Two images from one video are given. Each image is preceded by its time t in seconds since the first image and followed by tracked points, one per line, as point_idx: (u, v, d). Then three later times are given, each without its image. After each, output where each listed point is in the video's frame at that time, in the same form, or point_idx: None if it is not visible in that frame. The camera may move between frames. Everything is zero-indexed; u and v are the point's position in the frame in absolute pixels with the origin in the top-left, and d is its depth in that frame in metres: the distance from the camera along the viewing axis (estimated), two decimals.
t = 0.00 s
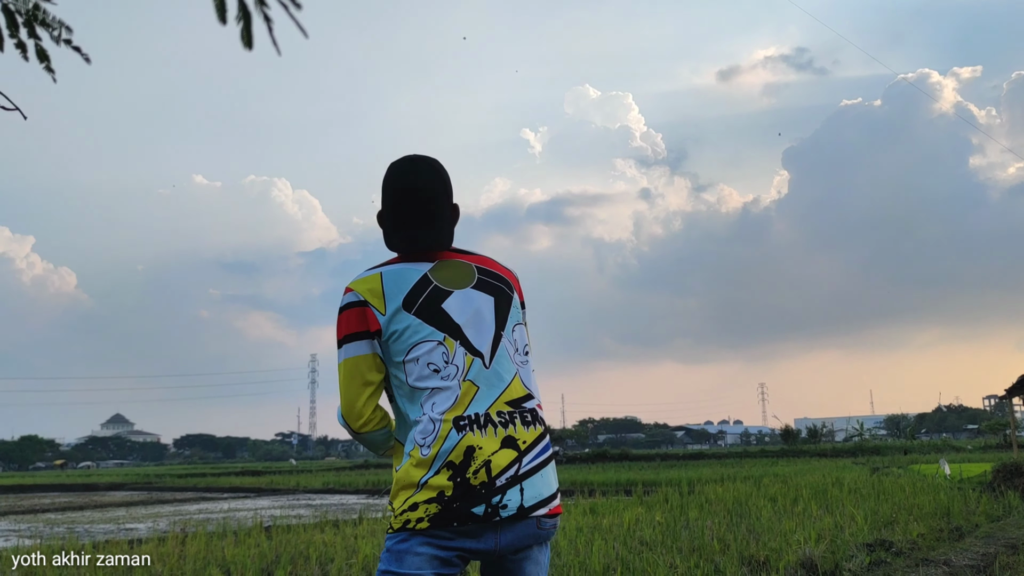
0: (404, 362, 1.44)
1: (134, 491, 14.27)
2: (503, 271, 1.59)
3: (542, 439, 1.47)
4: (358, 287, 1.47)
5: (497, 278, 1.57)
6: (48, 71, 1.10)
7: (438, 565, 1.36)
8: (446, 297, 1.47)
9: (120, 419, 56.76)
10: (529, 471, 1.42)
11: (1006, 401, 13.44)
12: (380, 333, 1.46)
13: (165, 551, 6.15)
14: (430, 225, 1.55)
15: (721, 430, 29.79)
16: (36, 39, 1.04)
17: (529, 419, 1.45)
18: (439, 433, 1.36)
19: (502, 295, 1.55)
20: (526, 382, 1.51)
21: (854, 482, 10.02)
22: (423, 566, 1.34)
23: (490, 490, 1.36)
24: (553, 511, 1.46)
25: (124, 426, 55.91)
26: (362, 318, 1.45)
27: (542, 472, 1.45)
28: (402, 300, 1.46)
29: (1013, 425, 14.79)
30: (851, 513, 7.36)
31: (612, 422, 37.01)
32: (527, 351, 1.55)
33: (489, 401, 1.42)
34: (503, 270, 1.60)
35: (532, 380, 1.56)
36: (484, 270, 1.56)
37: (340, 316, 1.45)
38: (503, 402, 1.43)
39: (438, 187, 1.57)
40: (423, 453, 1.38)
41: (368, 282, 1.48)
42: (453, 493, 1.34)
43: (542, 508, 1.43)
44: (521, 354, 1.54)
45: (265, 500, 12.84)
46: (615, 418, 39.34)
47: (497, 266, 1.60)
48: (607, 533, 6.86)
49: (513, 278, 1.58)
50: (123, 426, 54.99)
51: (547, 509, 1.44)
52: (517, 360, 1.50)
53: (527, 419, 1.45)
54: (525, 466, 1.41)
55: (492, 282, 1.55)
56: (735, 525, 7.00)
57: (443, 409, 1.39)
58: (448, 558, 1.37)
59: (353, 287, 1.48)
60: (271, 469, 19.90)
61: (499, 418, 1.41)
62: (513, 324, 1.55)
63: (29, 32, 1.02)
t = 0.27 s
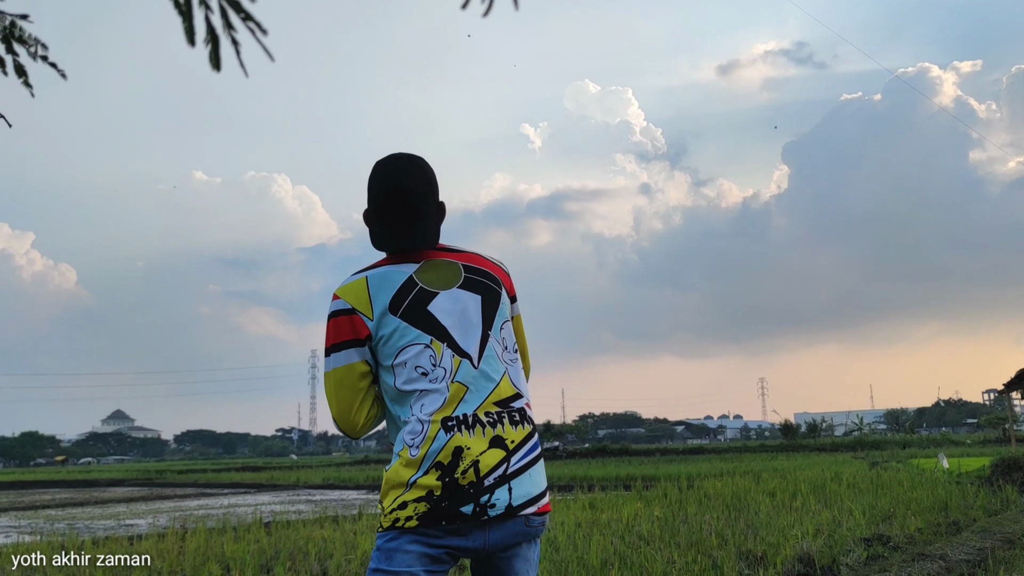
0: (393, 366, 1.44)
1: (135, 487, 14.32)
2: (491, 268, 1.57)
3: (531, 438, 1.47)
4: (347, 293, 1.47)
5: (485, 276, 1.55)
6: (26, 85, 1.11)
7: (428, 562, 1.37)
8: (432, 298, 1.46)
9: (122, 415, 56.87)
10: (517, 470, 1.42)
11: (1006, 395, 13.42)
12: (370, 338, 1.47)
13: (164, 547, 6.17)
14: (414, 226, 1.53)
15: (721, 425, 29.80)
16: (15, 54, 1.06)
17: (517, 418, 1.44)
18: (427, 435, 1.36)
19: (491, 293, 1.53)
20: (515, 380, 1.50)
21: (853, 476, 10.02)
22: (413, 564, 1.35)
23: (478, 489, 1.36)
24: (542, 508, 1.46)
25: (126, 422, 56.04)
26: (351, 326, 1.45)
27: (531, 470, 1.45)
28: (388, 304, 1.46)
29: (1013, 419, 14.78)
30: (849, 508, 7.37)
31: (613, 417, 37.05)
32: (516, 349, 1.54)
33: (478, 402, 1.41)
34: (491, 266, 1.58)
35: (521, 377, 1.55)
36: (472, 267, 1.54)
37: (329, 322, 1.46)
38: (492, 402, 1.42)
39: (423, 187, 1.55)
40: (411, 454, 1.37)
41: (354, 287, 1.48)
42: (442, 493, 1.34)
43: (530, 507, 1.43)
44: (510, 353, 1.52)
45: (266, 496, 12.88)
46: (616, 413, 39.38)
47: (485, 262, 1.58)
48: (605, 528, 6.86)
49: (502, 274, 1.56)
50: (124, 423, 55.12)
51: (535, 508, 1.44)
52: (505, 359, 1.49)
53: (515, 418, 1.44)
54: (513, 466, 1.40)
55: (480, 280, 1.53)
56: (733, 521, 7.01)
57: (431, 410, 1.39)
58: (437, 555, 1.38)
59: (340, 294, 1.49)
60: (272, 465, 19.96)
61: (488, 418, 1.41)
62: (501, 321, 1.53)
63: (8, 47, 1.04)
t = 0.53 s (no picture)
0: (385, 362, 1.45)
1: (134, 484, 14.32)
2: (485, 268, 1.57)
3: (526, 438, 1.46)
4: (342, 289, 1.48)
5: (480, 277, 1.55)
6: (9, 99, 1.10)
7: (423, 562, 1.35)
8: (425, 297, 1.47)
9: (121, 412, 56.86)
10: (513, 470, 1.41)
11: (1003, 389, 13.44)
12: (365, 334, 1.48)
13: (163, 543, 6.19)
14: (410, 224, 1.53)
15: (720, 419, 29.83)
16: None
17: (512, 418, 1.44)
18: (421, 435, 1.35)
19: (485, 294, 1.53)
20: (510, 380, 1.50)
21: (851, 471, 10.02)
22: (408, 563, 1.34)
23: (472, 489, 1.35)
24: (536, 507, 1.45)
25: (125, 418, 56.03)
26: (348, 321, 1.46)
27: (525, 470, 1.44)
28: (382, 300, 1.47)
29: (1011, 413, 14.79)
30: (846, 502, 7.38)
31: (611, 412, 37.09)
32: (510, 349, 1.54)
33: (472, 401, 1.41)
34: (485, 266, 1.58)
35: (515, 377, 1.54)
36: (466, 267, 1.54)
37: (324, 316, 1.47)
38: (486, 401, 1.42)
39: (420, 187, 1.55)
40: (406, 453, 1.37)
41: (349, 283, 1.49)
42: (436, 493, 1.33)
43: (525, 506, 1.42)
44: (504, 352, 1.52)
45: (264, 492, 12.88)
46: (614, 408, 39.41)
47: (479, 263, 1.58)
48: (603, 523, 6.86)
49: (496, 275, 1.57)
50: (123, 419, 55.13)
51: (530, 506, 1.44)
52: (499, 358, 1.49)
53: (510, 418, 1.44)
54: (508, 465, 1.40)
55: (474, 280, 1.54)
56: (730, 515, 7.03)
57: (425, 409, 1.39)
58: (432, 555, 1.37)
59: (336, 288, 1.49)
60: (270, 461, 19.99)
61: (482, 418, 1.40)
62: (496, 322, 1.53)
63: None
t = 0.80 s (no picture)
0: (376, 362, 1.44)
1: (132, 481, 14.34)
2: (474, 271, 1.58)
3: (516, 437, 1.48)
4: (332, 289, 1.47)
5: (470, 278, 1.56)
6: None
7: (415, 562, 1.36)
8: (418, 297, 1.46)
9: (118, 410, 56.89)
10: (504, 470, 1.42)
11: (999, 384, 13.48)
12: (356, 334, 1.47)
13: (159, 541, 6.19)
14: (399, 225, 1.53)
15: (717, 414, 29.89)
16: None
17: (504, 417, 1.45)
18: (414, 436, 1.35)
19: (476, 295, 1.54)
20: (501, 379, 1.50)
21: (846, 466, 10.05)
22: (401, 563, 1.35)
23: (465, 489, 1.36)
24: (528, 506, 1.47)
25: (122, 415, 56.11)
26: (337, 321, 1.46)
27: (517, 468, 1.45)
28: (373, 301, 1.46)
29: (1006, 407, 14.83)
30: (842, 497, 7.40)
31: (609, 407, 37.15)
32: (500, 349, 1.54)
33: (464, 402, 1.41)
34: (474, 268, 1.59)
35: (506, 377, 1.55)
36: (456, 270, 1.55)
37: (314, 317, 1.47)
38: (479, 401, 1.43)
39: (407, 188, 1.55)
40: (398, 454, 1.36)
41: (339, 284, 1.48)
42: (430, 494, 1.34)
43: (517, 505, 1.43)
44: (495, 352, 1.53)
45: (262, 489, 12.90)
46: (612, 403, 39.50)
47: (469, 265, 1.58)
48: (599, 519, 6.88)
49: (485, 277, 1.57)
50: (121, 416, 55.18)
51: (522, 505, 1.45)
52: (491, 358, 1.49)
53: (502, 418, 1.45)
54: (500, 465, 1.41)
55: (464, 281, 1.54)
56: (726, 510, 7.05)
57: (417, 411, 1.38)
58: (425, 555, 1.37)
59: (325, 290, 1.48)
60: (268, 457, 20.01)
61: (475, 419, 1.41)
62: (486, 322, 1.54)
63: None
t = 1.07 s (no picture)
0: (371, 359, 1.41)
1: (128, 476, 14.33)
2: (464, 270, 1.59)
3: (507, 435, 1.48)
4: (325, 283, 1.43)
5: (460, 278, 1.57)
6: None
7: (408, 560, 1.35)
8: (412, 296, 1.46)
9: (114, 406, 56.78)
10: (495, 467, 1.43)
11: (994, 379, 13.52)
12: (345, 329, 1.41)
13: (155, 537, 6.18)
14: (391, 223, 1.53)
15: (713, 409, 29.93)
16: None
17: (495, 415, 1.46)
18: (408, 433, 1.35)
19: (466, 295, 1.55)
20: (491, 378, 1.51)
21: (842, 460, 10.07)
22: (395, 561, 1.34)
23: (458, 487, 1.37)
24: (518, 503, 1.48)
25: (118, 411, 56.01)
26: (325, 311, 1.40)
27: (508, 466, 1.46)
28: (368, 299, 1.43)
29: (1001, 402, 14.88)
30: (836, 492, 7.43)
31: (605, 402, 37.20)
32: (489, 349, 1.56)
33: (456, 399, 1.42)
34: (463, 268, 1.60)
35: (494, 377, 1.56)
36: (447, 269, 1.56)
37: (303, 310, 1.40)
38: (470, 399, 1.44)
39: (397, 187, 1.54)
40: (391, 452, 1.36)
41: (333, 282, 1.44)
42: (423, 491, 1.34)
43: (508, 501, 1.44)
44: (484, 352, 1.54)
45: (259, 484, 12.90)
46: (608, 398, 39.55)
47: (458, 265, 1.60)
48: (594, 514, 6.88)
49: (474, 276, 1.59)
50: (117, 412, 55.06)
51: (513, 502, 1.46)
52: (481, 356, 1.50)
53: (492, 416, 1.46)
54: (491, 462, 1.42)
55: (455, 281, 1.55)
56: (722, 505, 7.06)
57: (411, 408, 1.38)
58: (417, 553, 1.37)
59: (319, 285, 1.43)
60: (265, 453, 20.02)
61: (467, 416, 1.42)
62: (476, 322, 1.55)
63: None
